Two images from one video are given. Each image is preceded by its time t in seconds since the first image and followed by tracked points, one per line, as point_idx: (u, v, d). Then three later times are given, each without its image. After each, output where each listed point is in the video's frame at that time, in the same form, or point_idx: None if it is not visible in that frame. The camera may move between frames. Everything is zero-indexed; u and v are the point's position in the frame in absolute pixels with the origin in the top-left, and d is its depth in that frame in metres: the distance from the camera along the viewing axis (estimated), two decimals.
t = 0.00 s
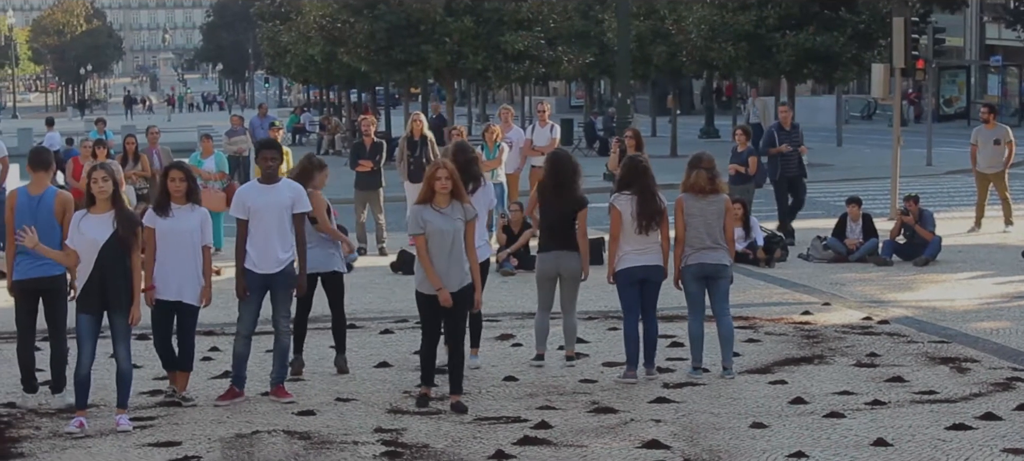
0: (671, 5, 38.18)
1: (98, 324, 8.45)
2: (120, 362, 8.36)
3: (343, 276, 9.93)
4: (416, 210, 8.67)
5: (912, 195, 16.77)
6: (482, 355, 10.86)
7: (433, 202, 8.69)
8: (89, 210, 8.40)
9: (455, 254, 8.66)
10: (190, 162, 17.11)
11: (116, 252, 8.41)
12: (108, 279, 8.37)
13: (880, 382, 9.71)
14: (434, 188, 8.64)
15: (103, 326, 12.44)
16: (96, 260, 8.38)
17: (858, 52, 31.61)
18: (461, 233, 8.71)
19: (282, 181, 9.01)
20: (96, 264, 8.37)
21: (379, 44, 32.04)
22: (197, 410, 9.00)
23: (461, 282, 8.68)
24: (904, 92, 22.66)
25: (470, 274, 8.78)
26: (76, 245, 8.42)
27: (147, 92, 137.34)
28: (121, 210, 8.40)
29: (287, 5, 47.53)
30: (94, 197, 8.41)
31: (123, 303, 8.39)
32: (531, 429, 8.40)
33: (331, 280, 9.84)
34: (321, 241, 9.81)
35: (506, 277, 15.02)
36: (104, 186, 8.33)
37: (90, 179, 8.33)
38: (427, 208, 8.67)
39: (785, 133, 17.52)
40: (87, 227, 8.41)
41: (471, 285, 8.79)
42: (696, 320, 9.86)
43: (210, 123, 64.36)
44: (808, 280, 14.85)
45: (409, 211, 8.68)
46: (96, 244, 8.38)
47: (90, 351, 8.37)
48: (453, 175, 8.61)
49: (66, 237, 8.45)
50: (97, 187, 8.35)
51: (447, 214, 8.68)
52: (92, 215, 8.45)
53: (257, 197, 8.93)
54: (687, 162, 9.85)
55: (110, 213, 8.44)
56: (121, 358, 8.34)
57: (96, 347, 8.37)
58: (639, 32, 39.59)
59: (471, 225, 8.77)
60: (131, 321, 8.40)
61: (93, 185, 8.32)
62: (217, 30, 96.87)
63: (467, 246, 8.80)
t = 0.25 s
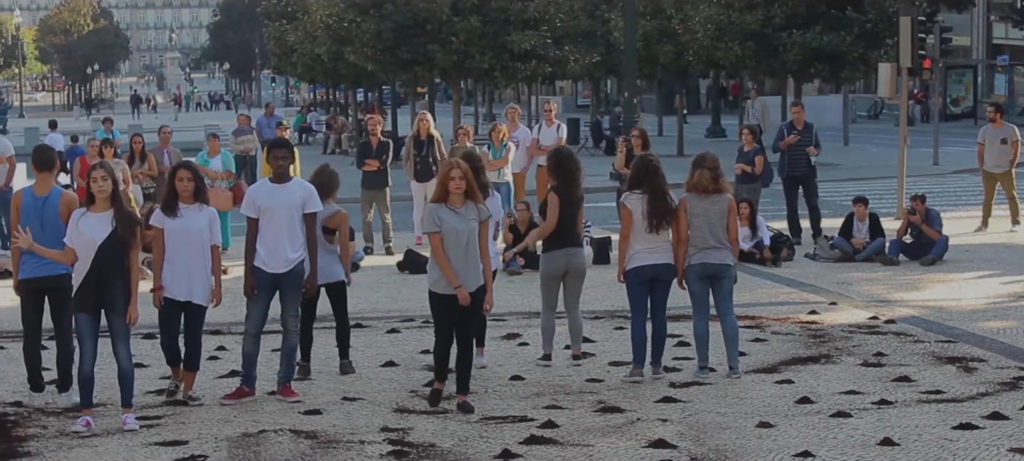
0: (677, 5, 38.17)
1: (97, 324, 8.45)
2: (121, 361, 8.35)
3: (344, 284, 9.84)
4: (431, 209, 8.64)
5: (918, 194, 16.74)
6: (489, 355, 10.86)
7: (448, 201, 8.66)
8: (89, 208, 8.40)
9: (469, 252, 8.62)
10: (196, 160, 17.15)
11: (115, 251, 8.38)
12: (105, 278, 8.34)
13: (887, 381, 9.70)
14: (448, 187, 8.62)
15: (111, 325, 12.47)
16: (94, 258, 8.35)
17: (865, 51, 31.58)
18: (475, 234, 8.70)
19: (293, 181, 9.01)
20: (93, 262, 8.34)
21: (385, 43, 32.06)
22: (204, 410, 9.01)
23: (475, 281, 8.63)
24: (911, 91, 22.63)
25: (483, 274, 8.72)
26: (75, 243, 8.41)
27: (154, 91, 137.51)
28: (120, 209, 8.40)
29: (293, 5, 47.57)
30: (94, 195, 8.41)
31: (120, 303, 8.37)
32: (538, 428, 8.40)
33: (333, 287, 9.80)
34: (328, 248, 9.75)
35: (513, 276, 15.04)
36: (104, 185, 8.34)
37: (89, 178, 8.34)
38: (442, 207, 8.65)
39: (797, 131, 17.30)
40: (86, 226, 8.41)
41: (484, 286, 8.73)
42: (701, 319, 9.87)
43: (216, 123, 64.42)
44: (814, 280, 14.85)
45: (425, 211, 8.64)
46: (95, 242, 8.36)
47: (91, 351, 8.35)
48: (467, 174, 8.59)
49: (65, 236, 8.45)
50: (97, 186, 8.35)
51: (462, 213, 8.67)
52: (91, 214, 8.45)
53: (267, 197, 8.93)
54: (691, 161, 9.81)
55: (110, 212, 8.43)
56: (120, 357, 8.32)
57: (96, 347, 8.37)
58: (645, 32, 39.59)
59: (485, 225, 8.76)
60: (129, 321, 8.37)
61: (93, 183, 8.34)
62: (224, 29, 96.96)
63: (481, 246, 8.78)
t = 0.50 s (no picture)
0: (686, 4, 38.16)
1: (99, 323, 8.46)
2: (124, 361, 8.36)
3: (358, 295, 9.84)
4: (442, 208, 8.66)
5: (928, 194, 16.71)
6: (498, 354, 10.86)
7: (460, 200, 8.68)
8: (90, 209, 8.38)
9: (481, 252, 8.62)
10: (205, 160, 17.17)
11: (116, 252, 8.39)
12: (106, 278, 8.36)
13: (896, 381, 9.70)
14: (460, 187, 8.64)
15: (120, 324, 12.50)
16: (95, 258, 8.36)
17: (874, 50, 31.52)
18: (487, 233, 8.70)
19: (304, 180, 9.01)
20: (93, 263, 8.35)
21: (394, 43, 32.10)
22: (212, 409, 9.03)
23: (487, 281, 8.63)
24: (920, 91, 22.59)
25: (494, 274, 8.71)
26: (75, 243, 8.40)
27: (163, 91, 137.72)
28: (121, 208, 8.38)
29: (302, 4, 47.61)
30: (95, 196, 8.39)
31: (122, 303, 8.38)
32: (546, 428, 8.40)
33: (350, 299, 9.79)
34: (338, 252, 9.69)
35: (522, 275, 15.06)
36: (105, 186, 8.31)
37: (91, 178, 8.31)
38: (453, 206, 8.67)
39: (811, 128, 17.25)
40: (87, 226, 8.40)
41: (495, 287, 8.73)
42: (708, 319, 9.87)
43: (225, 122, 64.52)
44: (823, 279, 14.84)
45: (436, 210, 8.67)
46: (96, 242, 8.36)
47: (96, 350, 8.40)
48: (479, 173, 8.60)
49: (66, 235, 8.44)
50: (98, 186, 8.32)
51: (474, 213, 8.67)
52: (93, 214, 8.43)
53: (277, 196, 8.94)
54: (697, 161, 9.82)
55: (111, 212, 8.42)
56: (123, 357, 8.34)
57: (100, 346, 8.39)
58: (654, 31, 39.59)
59: (497, 225, 8.75)
60: (130, 320, 8.39)
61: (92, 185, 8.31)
62: (233, 29, 97.07)
63: (493, 246, 8.78)
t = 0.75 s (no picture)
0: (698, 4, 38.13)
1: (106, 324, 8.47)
2: (132, 360, 8.38)
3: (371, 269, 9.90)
4: (452, 208, 8.69)
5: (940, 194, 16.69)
6: (509, 354, 10.87)
7: (470, 200, 8.69)
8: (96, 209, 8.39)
9: (490, 252, 8.63)
10: (216, 160, 17.21)
11: (123, 252, 8.41)
12: (112, 279, 8.38)
13: (907, 381, 9.69)
14: (470, 187, 8.64)
15: (132, 324, 12.54)
16: (102, 258, 8.37)
17: (886, 50, 31.45)
18: (497, 232, 8.70)
19: (313, 180, 9.05)
20: (100, 264, 8.36)
21: (405, 43, 32.13)
22: (224, 408, 9.05)
23: (496, 282, 8.64)
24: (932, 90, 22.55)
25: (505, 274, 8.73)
26: (81, 243, 8.41)
27: (175, 91, 137.94)
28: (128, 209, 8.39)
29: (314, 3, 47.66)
30: (102, 196, 8.41)
31: (129, 302, 8.39)
32: (558, 428, 8.41)
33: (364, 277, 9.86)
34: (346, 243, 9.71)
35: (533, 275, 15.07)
36: (111, 186, 8.34)
37: (98, 179, 8.34)
38: (462, 206, 8.69)
39: (829, 125, 17.22)
40: (94, 226, 8.41)
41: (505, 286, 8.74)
42: (719, 318, 9.88)
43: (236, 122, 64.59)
44: (834, 279, 14.83)
45: (445, 210, 8.68)
46: (103, 242, 8.36)
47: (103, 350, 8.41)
48: (488, 173, 8.60)
49: (72, 236, 8.45)
50: (104, 187, 8.35)
51: (483, 212, 8.67)
52: (99, 214, 8.44)
53: (287, 195, 8.98)
54: (708, 161, 9.83)
55: (118, 213, 8.43)
56: (131, 357, 8.35)
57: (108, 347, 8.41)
58: (665, 31, 39.57)
59: (508, 225, 8.76)
60: (137, 320, 8.40)
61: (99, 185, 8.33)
62: (244, 28, 97.18)
63: (504, 246, 8.79)
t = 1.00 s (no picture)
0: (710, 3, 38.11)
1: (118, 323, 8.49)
2: (144, 360, 8.40)
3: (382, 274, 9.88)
4: (460, 208, 8.68)
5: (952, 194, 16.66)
6: (521, 354, 10.88)
7: (477, 200, 8.68)
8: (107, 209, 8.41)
9: (498, 252, 8.62)
10: (228, 159, 17.24)
11: (134, 252, 8.43)
12: (124, 279, 8.40)
13: (919, 381, 9.68)
14: (477, 187, 8.64)
15: (143, 323, 12.57)
16: (114, 259, 8.39)
17: (897, 50, 31.40)
18: (504, 231, 8.67)
19: (321, 179, 9.03)
20: (112, 263, 8.39)
21: (416, 42, 32.20)
22: (235, 407, 9.08)
23: (504, 281, 8.62)
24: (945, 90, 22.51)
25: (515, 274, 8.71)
26: (93, 243, 8.44)
27: (186, 90, 138.15)
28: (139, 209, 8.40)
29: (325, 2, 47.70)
30: (112, 196, 8.42)
31: (140, 302, 8.41)
32: (569, 427, 8.42)
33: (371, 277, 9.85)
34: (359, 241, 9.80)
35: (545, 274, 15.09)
36: (122, 186, 8.36)
37: (108, 180, 8.35)
38: (469, 207, 8.68)
39: (846, 126, 17.18)
40: (105, 227, 8.43)
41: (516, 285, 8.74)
42: (730, 318, 9.87)
43: (247, 122, 64.67)
44: (846, 279, 14.83)
45: (451, 210, 8.69)
46: (116, 241, 8.39)
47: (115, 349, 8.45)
48: (496, 173, 8.61)
49: (83, 237, 8.46)
50: (115, 187, 8.36)
51: (490, 213, 8.66)
52: (111, 214, 8.46)
53: (295, 195, 8.96)
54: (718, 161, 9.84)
55: (128, 213, 8.45)
56: (143, 356, 8.37)
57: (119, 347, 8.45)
58: (677, 30, 39.56)
59: (516, 224, 8.73)
60: (148, 320, 8.41)
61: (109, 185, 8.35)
62: (256, 28, 97.32)
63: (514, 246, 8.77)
